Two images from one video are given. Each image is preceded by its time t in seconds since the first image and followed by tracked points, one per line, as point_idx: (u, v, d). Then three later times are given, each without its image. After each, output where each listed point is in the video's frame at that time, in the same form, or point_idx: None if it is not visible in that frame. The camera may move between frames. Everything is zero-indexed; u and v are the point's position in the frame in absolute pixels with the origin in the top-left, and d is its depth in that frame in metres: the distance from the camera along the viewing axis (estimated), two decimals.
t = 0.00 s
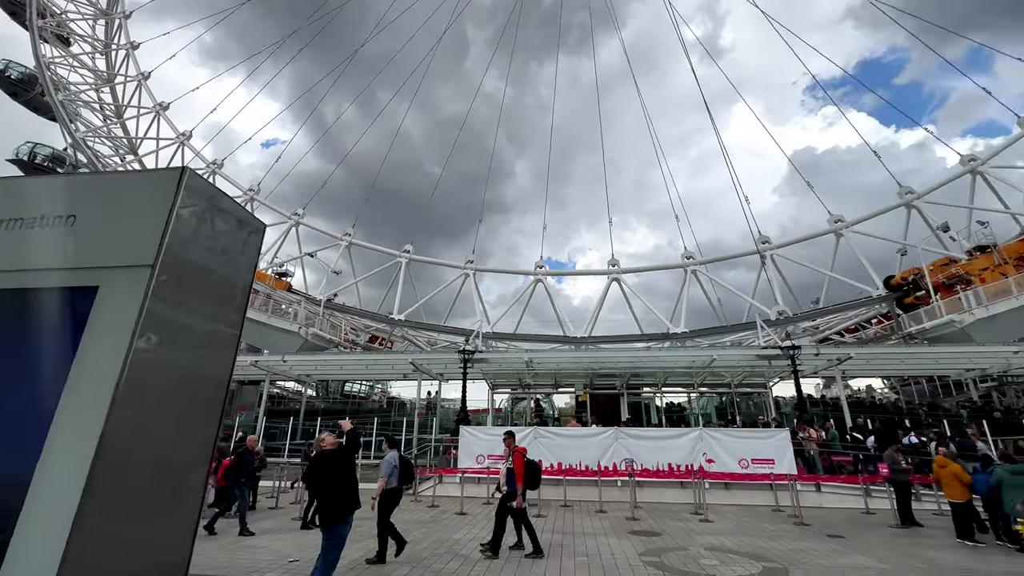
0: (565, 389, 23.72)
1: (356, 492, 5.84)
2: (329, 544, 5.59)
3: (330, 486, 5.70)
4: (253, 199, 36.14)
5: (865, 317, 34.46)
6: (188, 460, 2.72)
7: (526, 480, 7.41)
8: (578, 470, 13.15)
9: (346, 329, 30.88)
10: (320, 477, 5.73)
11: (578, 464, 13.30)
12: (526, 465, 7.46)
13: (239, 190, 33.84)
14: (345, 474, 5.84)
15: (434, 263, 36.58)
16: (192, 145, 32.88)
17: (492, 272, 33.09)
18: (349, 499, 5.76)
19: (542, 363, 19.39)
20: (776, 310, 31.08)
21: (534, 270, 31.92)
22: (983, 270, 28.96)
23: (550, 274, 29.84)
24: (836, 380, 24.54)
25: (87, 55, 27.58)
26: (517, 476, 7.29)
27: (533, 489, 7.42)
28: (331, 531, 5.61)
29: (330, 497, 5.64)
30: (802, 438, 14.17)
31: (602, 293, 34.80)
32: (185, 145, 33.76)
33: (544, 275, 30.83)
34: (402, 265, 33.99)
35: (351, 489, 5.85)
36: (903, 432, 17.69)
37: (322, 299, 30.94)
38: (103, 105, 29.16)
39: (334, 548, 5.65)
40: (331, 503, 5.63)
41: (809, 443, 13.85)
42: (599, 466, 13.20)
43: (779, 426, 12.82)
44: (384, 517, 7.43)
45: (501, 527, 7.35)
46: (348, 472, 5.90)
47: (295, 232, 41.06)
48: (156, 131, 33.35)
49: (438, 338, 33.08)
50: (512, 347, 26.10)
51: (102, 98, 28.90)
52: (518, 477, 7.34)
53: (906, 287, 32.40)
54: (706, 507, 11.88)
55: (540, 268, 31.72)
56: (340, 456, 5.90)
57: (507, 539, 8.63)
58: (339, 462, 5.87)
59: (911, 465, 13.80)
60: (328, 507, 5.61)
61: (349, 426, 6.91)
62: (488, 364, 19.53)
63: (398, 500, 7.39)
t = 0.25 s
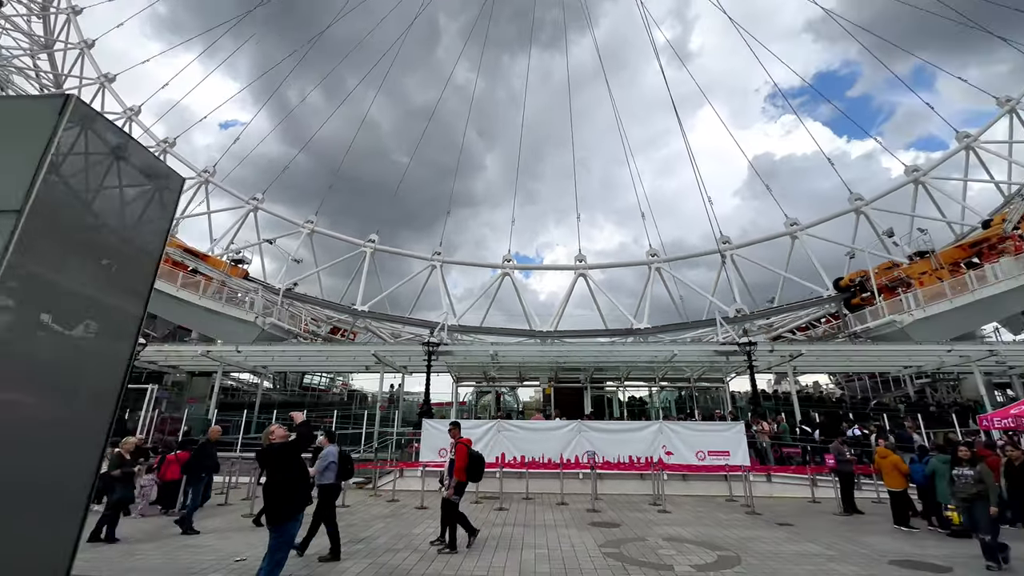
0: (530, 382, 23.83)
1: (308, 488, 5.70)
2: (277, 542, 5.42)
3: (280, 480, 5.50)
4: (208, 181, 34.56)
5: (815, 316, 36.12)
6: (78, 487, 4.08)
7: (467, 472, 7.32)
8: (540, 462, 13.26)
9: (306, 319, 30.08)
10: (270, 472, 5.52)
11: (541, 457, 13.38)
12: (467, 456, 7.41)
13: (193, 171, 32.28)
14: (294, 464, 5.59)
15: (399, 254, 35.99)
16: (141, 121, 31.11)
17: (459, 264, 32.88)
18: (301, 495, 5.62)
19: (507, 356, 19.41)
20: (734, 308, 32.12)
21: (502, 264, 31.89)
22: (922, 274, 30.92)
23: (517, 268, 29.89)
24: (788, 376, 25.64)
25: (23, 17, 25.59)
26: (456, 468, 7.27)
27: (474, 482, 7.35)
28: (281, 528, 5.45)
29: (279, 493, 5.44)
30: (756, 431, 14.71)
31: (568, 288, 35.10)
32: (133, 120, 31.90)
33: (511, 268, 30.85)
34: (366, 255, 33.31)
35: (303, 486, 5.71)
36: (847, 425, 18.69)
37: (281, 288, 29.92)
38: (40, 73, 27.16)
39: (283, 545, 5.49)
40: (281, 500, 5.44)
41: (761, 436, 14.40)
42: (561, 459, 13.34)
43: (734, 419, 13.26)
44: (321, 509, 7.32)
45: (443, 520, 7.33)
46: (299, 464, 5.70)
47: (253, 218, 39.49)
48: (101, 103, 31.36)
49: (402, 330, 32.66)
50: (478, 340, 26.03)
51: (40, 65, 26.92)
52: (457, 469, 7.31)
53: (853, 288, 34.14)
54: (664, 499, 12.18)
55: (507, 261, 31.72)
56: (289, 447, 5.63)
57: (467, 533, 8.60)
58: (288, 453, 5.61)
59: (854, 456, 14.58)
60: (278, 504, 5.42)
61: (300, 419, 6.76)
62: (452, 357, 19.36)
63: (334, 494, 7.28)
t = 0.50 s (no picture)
0: (494, 377, 23.80)
1: (251, 488, 5.47)
2: (214, 544, 5.15)
3: (222, 478, 5.23)
4: (159, 161, 32.83)
5: (770, 316, 37.54)
6: None
7: (410, 466, 7.21)
8: (503, 457, 13.28)
9: (264, 309, 29.09)
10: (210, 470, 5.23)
11: (503, 452, 13.39)
12: (408, 449, 7.26)
13: (142, 149, 30.61)
14: (243, 464, 5.43)
15: (364, 245, 35.24)
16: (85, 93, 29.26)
17: (426, 256, 32.50)
18: (243, 494, 5.38)
19: (472, 350, 19.32)
20: (695, 307, 33.00)
21: (470, 257, 31.70)
22: (868, 279, 32.61)
23: (485, 262, 29.83)
24: (743, 373, 26.56)
25: None
26: (394, 460, 7.06)
27: (417, 476, 7.25)
28: (218, 531, 5.18)
29: (219, 492, 5.17)
30: (713, 427, 15.19)
31: (536, 284, 35.26)
32: (76, 93, 29.94)
33: (479, 262, 30.71)
34: (329, 244, 32.48)
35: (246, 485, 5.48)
36: (797, 421, 19.53)
37: (237, 277, 28.79)
38: None
39: (220, 548, 5.23)
40: (219, 500, 5.17)
41: (718, 432, 14.86)
42: (523, 454, 13.39)
43: (693, 415, 13.61)
44: (251, 511, 6.93)
45: (382, 515, 7.11)
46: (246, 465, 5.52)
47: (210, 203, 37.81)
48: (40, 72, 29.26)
49: (365, 322, 32.05)
50: (443, 334, 25.80)
51: None
52: (398, 461, 7.14)
53: (806, 291, 35.67)
54: (624, 493, 12.42)
55: (476, 255, 31.56)
56: (240, 444, 5.52)
57: (425, 528, 8.50)
58: (238, 451, 5.46)
59: (804, 450, 15.28)
60: (217, 503, 5.15)
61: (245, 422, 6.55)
62: (416, 350, 19.11)
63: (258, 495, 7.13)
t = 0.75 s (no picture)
0: (460, 372, 23.65)
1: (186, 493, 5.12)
2: (140, 549, 4.74)
3: (155, 478, 4.91)
4: (106, 138, 30.96)
5: (729, 317, 38.73)
6: None
7: (345, 466, 7.08)
8: (465, 454, 13.18)
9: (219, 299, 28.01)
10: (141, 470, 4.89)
11: (466, 448, 13.31)
12: (344, 449, 7.12)
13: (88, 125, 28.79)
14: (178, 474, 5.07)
15: (328, 235, 34.35)
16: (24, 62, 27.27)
17: (393, 248, 31.97)
18: (178, 499, 5.03)
19: (438, 345, 19.11)
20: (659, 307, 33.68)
21: (438, 251, 31.34)
22: (821, 283, 33.97)
23: (453, 256, 29.57)
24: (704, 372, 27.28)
25: None
26: (328, 460, 6.86)
27: (352, 477, 7.10)
28: (149, 535, 4.79)
29: (152, 493, 4.83)
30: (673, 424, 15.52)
31: (504, 280, 35.22)
32: (14, 61, 27.88)
33: (447, 256, 30.42)
34: (292, 233, 31.50)
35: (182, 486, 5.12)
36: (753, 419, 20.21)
37: (190, 264, 27.56)
38: None
39: (148, 554, 4.83)
40: (151, 503, 4.81)
41: (678, 429, 15.19)
42: (487, 450, 13.33)
43: (654, 413, 13.88)
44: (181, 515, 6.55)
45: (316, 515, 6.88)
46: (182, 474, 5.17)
47: (162, 184, 35.93)
48: None
49: (328, 315, 31.29)
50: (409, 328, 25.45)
51: None
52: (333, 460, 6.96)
53: (764, 294, 36.96)
54: (585, 489, 12.54)
55: (444, 249, 31.25)
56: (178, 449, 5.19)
57: (383, 527, 8.31)
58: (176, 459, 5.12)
59: (759, 446, 15.81)
60: (148, 506, 4.78)
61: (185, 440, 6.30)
62: (380, 344, 18.75)
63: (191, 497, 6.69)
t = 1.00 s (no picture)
0: (426, 367, 23.41)
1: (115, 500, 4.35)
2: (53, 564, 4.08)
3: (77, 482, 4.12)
4: (50, 111, 29.00)
5: (693, 317, 39.72)
6: None
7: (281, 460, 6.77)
8: (429, 450, 13.03)
9: (171, 287, 26.84)
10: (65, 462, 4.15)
11: (431, 444, 13.15)
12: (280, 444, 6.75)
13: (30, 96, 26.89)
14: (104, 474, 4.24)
15: (292, 224, 33.32)
16: None
17: (360, 239, 31.33)
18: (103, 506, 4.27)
19: (404, 339, 18.81)
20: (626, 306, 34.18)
21: (407, 244, 30.89)
22: (780, 287, 35.20)
23: (422, 250, 29.21)
24: (667, 370, 27.88)
25: None
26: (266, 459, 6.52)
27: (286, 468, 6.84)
28: (64, 544, 4.12)
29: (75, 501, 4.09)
30: (637, 421, 15.78)
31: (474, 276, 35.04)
32: None
33: (416, 249, 30.01)
34: (253, 220, 30.42)
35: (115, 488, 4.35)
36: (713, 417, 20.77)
37: (140, 249, 26.23)
38: None
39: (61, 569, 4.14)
40: (70, 511, 4.11)
41: (641, 426, 15.45)
42: (452, 446, 13.21)
43: (620, 410, 14.07)
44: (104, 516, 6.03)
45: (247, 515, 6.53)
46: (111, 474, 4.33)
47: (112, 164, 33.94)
48: None
49: (290, 306, 30.42)
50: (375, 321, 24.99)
51: None
52: (270, 455, 6.64)
53: (726, 296, 38.03)
54: (549, 485, 12.60)
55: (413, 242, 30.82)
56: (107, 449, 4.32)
57: (341, 525, 8.07)
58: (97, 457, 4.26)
59: (718, 443, 16.26)
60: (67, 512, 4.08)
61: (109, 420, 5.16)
62: (343, 337, 18.32)
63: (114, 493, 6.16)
